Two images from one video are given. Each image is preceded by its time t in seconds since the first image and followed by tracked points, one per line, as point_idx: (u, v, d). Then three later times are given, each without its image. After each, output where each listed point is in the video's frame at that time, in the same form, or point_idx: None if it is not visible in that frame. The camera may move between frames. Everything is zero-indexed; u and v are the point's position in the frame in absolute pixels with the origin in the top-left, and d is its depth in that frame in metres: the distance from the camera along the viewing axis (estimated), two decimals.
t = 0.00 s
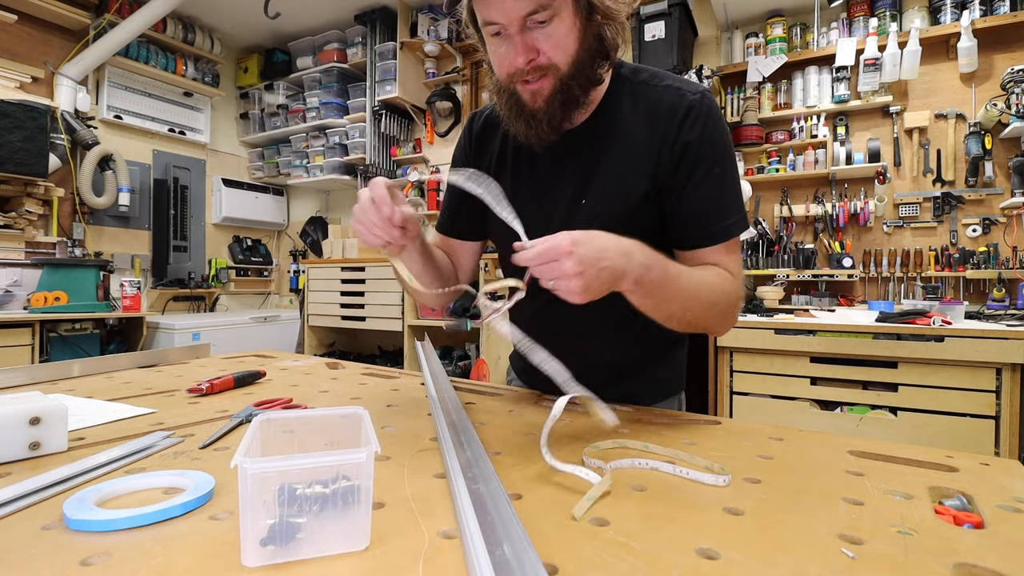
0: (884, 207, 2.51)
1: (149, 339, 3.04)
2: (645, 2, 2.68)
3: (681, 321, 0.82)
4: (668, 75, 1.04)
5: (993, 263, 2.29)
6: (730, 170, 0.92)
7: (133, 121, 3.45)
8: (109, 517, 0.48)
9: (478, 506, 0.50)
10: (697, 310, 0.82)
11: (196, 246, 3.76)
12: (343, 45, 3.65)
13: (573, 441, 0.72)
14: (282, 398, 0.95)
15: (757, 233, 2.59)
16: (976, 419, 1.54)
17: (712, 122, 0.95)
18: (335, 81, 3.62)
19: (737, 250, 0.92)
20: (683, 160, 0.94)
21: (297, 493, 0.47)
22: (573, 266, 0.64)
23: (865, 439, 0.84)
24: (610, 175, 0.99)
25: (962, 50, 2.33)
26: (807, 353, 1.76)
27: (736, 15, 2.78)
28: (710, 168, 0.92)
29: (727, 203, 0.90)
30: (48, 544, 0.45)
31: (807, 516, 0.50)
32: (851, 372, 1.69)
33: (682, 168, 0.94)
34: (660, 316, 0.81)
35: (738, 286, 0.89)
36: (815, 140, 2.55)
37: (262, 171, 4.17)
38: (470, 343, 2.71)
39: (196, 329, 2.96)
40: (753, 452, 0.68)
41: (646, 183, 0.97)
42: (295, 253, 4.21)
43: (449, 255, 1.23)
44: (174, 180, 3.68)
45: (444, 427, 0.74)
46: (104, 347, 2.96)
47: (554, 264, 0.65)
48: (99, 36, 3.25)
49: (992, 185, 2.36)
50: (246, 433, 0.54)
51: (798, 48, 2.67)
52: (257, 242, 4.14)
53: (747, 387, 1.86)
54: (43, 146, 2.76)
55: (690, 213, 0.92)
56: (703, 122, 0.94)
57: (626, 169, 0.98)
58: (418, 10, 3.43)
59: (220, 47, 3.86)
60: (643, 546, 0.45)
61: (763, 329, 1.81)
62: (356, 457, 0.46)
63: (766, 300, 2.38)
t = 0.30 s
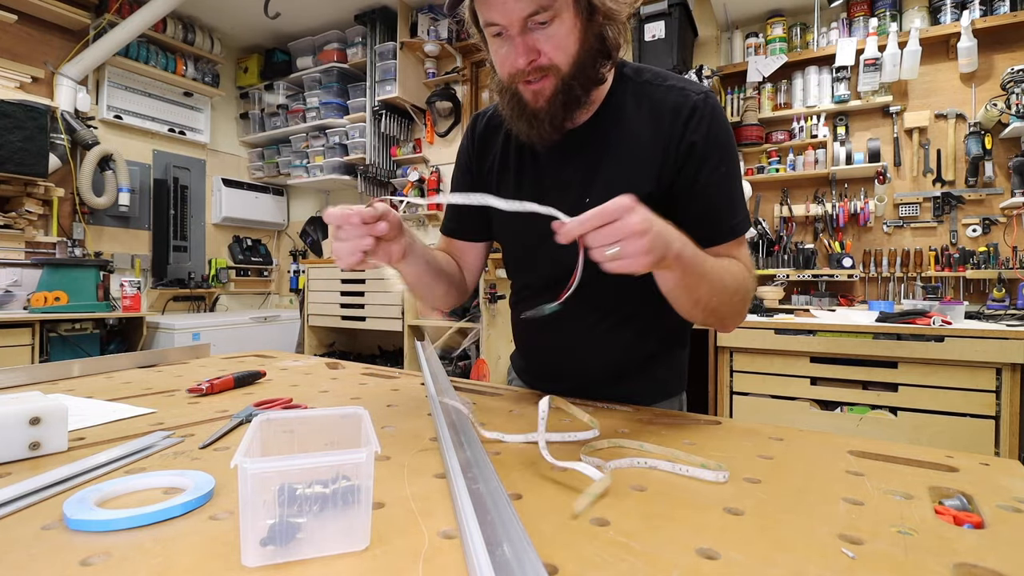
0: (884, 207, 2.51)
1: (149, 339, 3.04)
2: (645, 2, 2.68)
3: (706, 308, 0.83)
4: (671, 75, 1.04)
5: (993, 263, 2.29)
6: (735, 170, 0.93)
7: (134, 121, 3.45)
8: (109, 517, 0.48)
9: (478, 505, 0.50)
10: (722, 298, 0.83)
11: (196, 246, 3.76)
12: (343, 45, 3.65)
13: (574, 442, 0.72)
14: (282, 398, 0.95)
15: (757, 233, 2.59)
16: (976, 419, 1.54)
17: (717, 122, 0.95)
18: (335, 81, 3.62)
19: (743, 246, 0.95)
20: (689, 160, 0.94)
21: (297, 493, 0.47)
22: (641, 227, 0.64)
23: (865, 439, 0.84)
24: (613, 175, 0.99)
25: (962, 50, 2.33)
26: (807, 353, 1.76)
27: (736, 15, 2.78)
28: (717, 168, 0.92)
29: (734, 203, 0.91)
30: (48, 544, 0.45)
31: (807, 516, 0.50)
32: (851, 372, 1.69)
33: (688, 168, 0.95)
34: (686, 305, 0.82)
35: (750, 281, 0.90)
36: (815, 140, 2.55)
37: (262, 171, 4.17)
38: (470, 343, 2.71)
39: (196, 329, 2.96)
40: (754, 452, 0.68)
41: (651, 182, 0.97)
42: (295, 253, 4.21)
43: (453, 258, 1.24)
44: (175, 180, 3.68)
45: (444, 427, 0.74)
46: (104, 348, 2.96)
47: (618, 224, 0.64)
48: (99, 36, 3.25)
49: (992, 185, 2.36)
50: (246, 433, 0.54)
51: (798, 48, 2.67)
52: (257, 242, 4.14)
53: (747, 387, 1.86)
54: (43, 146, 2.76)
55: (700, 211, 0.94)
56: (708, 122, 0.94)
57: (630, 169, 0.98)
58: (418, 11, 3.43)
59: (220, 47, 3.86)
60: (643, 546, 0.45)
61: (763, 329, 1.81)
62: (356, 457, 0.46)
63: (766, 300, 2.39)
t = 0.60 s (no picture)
0: (884, 207, 2.51)
1: (149, 339, 3.04)
2: (645, 2, 2.68)
3: (752, 276, 0.82)
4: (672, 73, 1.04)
5: (993, 263, 2.29)
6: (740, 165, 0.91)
7: (134, 121, 3.45)
8: (109, 517, 0.48)
9: (478, 506, 0.50)
10: (766, 271, 0.83)
11: (196, 246, 3.76)
12: (343, 45, 3.65)
13: (574, 441, 0.72)
14: (282, 398, 0.95)
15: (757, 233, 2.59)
16: (976, 418, 1.54)
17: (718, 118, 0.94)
18: (335, 81, 3.62)
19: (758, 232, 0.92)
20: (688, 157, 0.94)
21: (297, 493, 0.47)
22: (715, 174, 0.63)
23: (865, 439, 0.83)
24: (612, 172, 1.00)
25: (962, 50, 2.33)
26: (807, 353, 1.76)
27: (736, 15, 2.78)
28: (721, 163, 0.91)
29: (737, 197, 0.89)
30: (48, 544, 0.45)
31: (808, 516, 0.50)
32: (851, 372, 1.69)
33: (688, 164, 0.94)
34: (736, 274, 0.82)
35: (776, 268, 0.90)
36: (815, 140, 2.55)
37: (262, 171, 4.17)
38: (470, 343, 2.71)
39: (196, 329, 2.97)
40: (754, 452, 0.68)
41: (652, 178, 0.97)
42: (295, 253, 4.21)
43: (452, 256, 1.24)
44: (174, 180, 3.68)
45: (444, 428, 0.74)
46: (104, 348, 2.95)
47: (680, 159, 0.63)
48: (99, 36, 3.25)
49: (992, 185, 2.36)
50: (245, 433, 0.54)
51: (798, 48, 2.67)
52: (257, 242, 4.14)
53: (747, 387, 1.86)
54: (43, 146, 2.76)
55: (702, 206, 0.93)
56: (708, 118, 0.93)
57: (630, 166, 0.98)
58: (418, 10, 3.43)
59: (220, 48, 3.86)
60: (644, 546, 0.45)
61: (763, 329, 1.81)
62: (356, 457, 0.46)
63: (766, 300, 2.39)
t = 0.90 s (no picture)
0: (884, 207, 2.50)
1: (149, 339, 3.04)
2: (645, 1, 2.67)
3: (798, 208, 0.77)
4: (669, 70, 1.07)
5: (993, 263, 2.29)
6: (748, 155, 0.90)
7: (134, 121, 3.45)
8: (108, 516, 0.48)
9: (478, 506, 0.50)
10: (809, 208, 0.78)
11: (196, 246, 3.75)
12: (343, 45, 3.65)
13: (573, 441, 0.72)
14: (282, 398, 0.95)
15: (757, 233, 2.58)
16: (976, 418, 1.54)
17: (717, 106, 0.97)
18: (335, 81, 3.62)
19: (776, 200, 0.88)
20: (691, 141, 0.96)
21: (297, 493, 0.47)
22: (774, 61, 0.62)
23: (865, 439, 0.84)
24: (614, 157, 1.01)
25: (962, 50, 2.33)
26: (807, 353, 1.76)
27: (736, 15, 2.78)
28: (721, 154, 0.91)
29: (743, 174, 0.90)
30: (48, 544, 0.45)
31: (807, 516, 0.50)
32: (851, 372, 1.69)
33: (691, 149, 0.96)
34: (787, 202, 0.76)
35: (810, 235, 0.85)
36: (815, 140, 2.55)
37: (262, 171, 4.17)
38: (470, 343, 2.70)
39: (196, 329, 2.97)
40: (754, 452, 0.68)
41: (652, 167, 0.98)
42: (295, 253, 4.21)
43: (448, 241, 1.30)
44: (174, 180, 3.68)
45: (444, 428, 0.74)
46: (104, 348, 2.95)
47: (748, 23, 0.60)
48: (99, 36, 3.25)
49: (992, 185, 2.36)
50: (246, 432, 0.55)
51: (798, 48, 2.66)
52: (257, 242, 4.14)
53: (747, 387, 1.85)
54: (43, 146, 2.76)
55: (706, 188, 0.94)
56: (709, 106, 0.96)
57: (632, 151, 1.00)
58: (418, 10, 3.43)
59: (220, 48, 3.86)
60: (643, 546, 0.45)
61: (763, 329, 1.81)
62: (356, 457, 0.46)
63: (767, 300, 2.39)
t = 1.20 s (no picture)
0: (884, 207, 2.50)
1: (149, 339, 3.04)
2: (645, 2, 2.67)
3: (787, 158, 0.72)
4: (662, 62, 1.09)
5: (993, 263, 2.29)
6: (738, 132, 0.88)
7: (134, 121, 3.45)
8: (108, 516, 0.48)
9: (478, 507, 0.50)
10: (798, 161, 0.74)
11: (196, 246, 3.75)
12: (343, 45, 3.65)
13: (573, 441, 0.72)
14: (282, 398, 0.95)
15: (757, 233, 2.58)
16: (976, 418, 1.54)
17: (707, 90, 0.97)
18: (335, 81, 3.63)
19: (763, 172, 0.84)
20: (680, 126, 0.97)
21: (297, 493, 0.47)
22: (741, 8, 0.64)
23: (865, 439, 0.84)
24: (607, 146, 1.03)
25: (962, 51, 2.33)
26: (807, 353, 1.76)
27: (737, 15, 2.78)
28: (710, 133, 0.90)
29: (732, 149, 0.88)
30: (48, 544, 0.45)
31: (807, 516, 0.50)
32: (851, 372, 1.69)
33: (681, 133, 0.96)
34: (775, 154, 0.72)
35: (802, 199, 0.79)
36: (815, 140, 2.55)
37: (262, 171, 4.17)
38: (471, 343, 2.70)
39: (196, 329, 2.97)
40: (754, 452, 0.68)
41: (644, 154, 0.99)
42: (295, 253, 4.21)
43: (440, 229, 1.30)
44: (174, 180, 3.68)
45: (444, 428, 0.73)
46: (104, 348, 2.95)
47: None
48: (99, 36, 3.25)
49: (992, 185, 2.36)
50: (246, 432, 0.54)
51: (798, 48, 2.66)
52: (257, 242, 4.14)
53: (747, 387, 1.85)
54: (43, 147, 2.76)
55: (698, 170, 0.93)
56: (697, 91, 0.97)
57: (624, 139, 1.02)
58: (418, 10, 3.42)
59: (220, 48, 3.86)
60: (643, 546, 0.45)
61: (763, 329, 1.80)
62: (356, 457, 0.46)
63: (767, 300, 2.39)
